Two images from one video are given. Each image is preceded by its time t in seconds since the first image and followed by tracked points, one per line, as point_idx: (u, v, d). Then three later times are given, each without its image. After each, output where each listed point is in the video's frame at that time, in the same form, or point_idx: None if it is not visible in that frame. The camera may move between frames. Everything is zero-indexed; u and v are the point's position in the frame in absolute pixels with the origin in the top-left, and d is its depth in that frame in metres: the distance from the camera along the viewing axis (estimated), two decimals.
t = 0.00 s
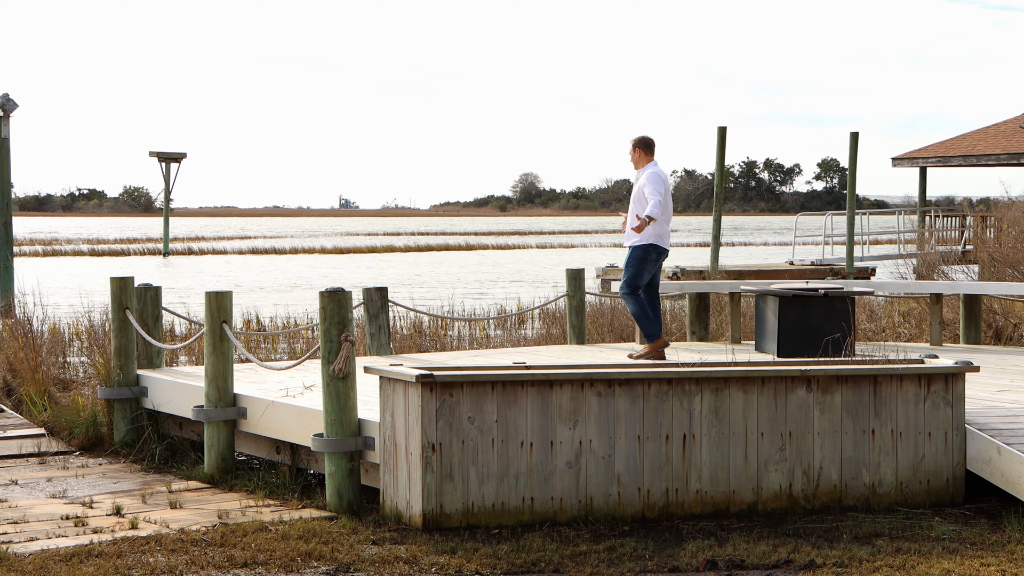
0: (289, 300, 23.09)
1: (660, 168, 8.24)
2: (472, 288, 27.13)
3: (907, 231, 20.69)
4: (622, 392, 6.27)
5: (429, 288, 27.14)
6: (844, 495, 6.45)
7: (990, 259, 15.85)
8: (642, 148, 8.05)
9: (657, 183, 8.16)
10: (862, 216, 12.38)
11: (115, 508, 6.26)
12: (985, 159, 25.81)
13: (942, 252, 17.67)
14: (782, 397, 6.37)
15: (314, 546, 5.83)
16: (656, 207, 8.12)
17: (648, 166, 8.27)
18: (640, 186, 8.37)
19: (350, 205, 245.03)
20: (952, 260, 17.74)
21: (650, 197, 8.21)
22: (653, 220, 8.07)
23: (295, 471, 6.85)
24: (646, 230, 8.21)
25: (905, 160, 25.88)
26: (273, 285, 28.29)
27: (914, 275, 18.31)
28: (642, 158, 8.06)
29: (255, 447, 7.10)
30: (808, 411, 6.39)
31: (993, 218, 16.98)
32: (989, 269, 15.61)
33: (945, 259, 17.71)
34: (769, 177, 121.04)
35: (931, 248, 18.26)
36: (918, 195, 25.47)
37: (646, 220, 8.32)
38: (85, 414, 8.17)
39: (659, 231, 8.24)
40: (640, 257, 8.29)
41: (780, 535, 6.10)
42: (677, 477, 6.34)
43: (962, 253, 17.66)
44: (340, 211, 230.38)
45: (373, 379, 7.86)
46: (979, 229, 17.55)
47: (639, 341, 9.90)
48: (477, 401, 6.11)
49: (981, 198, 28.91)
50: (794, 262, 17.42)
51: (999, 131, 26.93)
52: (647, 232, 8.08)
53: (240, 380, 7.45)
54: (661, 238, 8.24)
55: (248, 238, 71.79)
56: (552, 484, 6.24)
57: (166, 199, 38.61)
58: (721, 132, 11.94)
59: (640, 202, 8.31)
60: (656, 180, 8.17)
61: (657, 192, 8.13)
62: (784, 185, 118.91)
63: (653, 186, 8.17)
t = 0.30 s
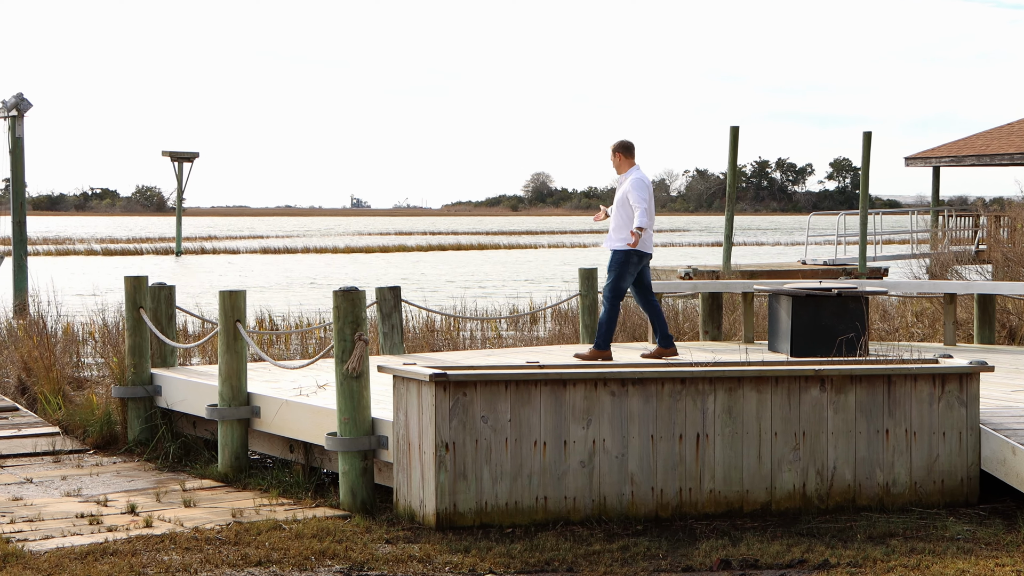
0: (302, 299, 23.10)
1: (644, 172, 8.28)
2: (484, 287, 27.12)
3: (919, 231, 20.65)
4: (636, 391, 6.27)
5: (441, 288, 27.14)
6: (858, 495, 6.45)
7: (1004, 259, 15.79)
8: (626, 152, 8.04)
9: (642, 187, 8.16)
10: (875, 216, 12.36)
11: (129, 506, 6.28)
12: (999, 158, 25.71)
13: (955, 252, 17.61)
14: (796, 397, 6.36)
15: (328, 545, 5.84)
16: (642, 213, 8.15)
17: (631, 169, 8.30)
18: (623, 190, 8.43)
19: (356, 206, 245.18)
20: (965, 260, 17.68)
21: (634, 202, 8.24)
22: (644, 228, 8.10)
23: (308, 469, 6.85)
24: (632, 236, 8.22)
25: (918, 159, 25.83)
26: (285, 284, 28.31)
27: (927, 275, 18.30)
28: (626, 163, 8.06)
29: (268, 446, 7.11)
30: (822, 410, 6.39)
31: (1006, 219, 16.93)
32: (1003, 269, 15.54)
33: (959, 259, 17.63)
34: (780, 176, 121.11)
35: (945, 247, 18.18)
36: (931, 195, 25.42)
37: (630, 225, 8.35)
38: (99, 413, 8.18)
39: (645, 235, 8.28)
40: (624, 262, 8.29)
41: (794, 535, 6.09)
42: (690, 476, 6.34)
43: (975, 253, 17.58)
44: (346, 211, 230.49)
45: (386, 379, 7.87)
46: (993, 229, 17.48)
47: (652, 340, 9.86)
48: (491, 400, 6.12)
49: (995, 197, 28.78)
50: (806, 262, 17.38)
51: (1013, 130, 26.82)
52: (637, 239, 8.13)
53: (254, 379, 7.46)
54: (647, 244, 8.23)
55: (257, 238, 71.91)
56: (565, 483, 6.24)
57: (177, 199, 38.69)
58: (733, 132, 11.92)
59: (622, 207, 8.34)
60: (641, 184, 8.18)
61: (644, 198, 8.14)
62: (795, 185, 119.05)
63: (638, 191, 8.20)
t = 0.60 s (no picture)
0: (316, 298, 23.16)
1: (629, 170, 8.51)
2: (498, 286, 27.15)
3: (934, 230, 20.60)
4: (650, 391, 6.27)
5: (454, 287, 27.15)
6: (873, 495, 6.43)
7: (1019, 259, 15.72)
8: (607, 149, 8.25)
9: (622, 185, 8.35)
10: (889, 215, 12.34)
11: (145, 505, 6.29)
12: (1015, 157, 25.63)
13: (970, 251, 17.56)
14: (810, 396, 6.35)
15: (343, 544, 5.84)
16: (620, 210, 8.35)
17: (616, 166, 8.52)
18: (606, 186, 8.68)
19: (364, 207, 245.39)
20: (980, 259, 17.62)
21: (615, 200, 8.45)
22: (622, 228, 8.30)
23: (322, 468, 6.86)
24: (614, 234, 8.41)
25: (933, 159, 25.78)
26: (299, 284, 28.38)
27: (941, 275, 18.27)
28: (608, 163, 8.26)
29: (282, 446, 7.12)
30: (837, 410, 6.37)
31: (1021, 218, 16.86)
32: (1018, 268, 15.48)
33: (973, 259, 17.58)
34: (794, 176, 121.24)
35: (959, 246, 18.12)
36: (946, 195, 25.36)
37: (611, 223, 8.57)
38: (114, 412, 8.20)
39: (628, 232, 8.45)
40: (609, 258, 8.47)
41: (809, 535, 6.08)
42: (704, 476, 6.33)
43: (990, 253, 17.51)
44: (353, 212, 230.67)
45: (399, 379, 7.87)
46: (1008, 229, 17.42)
47: (665, 340, 9.82)
48: (505, 399, 6.12)
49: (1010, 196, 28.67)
50: (820, 261, 17.35)
51: None
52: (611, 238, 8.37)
53: (268, 378, 7.47)
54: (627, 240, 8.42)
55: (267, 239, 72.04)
56: (579, 483, 6.24)
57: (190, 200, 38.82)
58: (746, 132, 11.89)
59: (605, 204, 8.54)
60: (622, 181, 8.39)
61: (624, 195, 8.33)
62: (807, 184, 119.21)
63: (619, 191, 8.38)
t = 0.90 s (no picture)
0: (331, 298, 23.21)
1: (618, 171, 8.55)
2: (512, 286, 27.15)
3: (949, 230, 20.53)
4: (665, 390, 6.26)
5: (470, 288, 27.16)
6: (889, 495, 6.41)
7: None
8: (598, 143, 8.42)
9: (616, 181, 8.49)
10: (904, 215, 12.31)
11: (161, 503, 6.31)
12: None
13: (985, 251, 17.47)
14: (826, 396, 6.34)
15: (358, 543, 5.85)
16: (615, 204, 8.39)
17: (607, 168, 8.74)
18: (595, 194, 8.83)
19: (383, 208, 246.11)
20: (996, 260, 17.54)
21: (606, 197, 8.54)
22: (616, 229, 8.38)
23: (337, 468, 6.86)
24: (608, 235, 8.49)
25: (948, 159, 25.70)
26: (314, 284, 28.40)
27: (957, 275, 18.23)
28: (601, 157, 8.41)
29: (298, 445, 7.13)
30: (853, 410, 6.36)
31: None
32: None
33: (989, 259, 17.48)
34: (808, 176, 121.13)
35: (976, 247, 18.01)
36: (962, 195, 25.28)
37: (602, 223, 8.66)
38: (130, 411, 8.22)
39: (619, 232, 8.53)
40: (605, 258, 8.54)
41: (825, 535, 6.07)
42: (720, 476, 6.32)
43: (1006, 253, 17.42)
44: (366, 213, 231.06)
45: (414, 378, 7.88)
46: None
47: (680, 340, 9.80)
48: (520, 399, 6.12)
49: None
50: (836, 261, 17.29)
51: None
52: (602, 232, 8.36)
53: (283, 378, 7.48)
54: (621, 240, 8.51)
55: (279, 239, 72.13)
56: (594, 483, 6.23)
57: (205, 200, 38.95)
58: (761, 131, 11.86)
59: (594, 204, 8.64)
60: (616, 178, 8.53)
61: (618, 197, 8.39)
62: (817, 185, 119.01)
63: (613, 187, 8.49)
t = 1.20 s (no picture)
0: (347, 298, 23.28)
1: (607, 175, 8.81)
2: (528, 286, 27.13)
3: (966, 230, 20.43)
4: (682, 391, 6.25)
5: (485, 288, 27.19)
6: (906, 496, 6.40)
7: None
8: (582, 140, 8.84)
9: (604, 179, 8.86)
10: (920, 215, 12.28)
11: (178, 503, 6.32)
12: None
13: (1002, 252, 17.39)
14: (843, 397, 6.32)
15: (374, 543, 5.85)
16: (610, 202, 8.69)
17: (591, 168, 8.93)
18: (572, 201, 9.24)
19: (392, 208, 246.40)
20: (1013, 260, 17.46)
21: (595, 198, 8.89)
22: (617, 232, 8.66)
23: (354, 468, 6.87)
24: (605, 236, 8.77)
25: (965, 159, 25.62)
26: (329, 283, 28.44)
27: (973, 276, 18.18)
28: (586, 153, 8.78)
29: (314, 445, 7.15)
30: (870, 410, 6.34)
31: None
32: None
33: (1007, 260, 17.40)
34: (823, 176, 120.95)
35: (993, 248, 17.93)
36: (979, 195, 25.19)
37: (591, 224, 8.94)
38: (146, 410, 8.26)
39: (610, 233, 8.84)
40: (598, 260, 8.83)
41: (842, 536, 6.05)
42: (736, 477, 6.31)
43: None
44: (375, 212, 231.35)
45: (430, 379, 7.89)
46: None
47: (696, 340, 9.80)
48: (536, 399, 6.12)
49: None
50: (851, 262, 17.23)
51: None
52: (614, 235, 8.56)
53: (299, 378, 7.50)
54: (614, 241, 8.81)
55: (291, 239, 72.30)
56: (611, 483, 6.23)
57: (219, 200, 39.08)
58: (777, 132, 11.84)
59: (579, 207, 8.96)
60: (605, 176, 8.93)
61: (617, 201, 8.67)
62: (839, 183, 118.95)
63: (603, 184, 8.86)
